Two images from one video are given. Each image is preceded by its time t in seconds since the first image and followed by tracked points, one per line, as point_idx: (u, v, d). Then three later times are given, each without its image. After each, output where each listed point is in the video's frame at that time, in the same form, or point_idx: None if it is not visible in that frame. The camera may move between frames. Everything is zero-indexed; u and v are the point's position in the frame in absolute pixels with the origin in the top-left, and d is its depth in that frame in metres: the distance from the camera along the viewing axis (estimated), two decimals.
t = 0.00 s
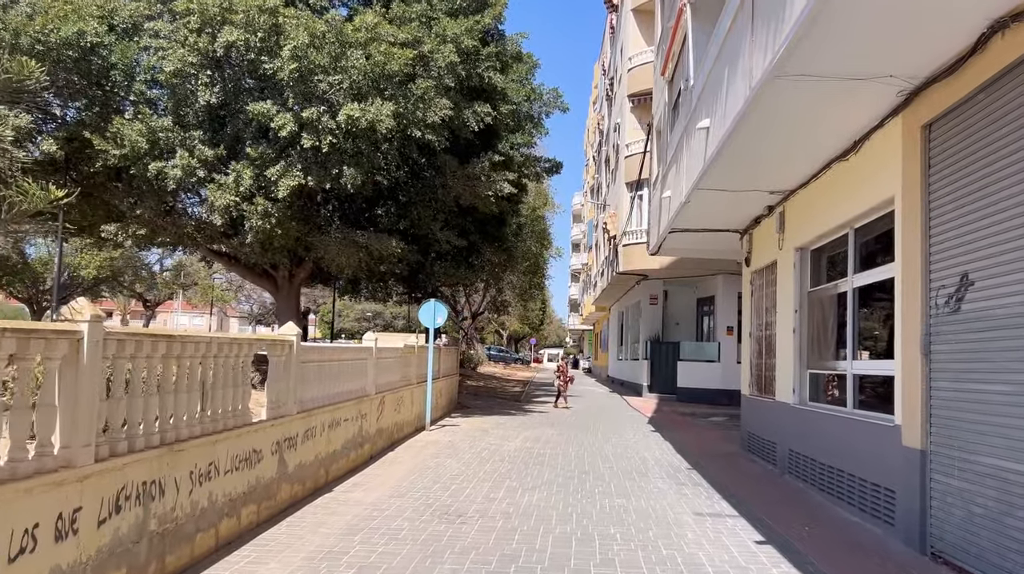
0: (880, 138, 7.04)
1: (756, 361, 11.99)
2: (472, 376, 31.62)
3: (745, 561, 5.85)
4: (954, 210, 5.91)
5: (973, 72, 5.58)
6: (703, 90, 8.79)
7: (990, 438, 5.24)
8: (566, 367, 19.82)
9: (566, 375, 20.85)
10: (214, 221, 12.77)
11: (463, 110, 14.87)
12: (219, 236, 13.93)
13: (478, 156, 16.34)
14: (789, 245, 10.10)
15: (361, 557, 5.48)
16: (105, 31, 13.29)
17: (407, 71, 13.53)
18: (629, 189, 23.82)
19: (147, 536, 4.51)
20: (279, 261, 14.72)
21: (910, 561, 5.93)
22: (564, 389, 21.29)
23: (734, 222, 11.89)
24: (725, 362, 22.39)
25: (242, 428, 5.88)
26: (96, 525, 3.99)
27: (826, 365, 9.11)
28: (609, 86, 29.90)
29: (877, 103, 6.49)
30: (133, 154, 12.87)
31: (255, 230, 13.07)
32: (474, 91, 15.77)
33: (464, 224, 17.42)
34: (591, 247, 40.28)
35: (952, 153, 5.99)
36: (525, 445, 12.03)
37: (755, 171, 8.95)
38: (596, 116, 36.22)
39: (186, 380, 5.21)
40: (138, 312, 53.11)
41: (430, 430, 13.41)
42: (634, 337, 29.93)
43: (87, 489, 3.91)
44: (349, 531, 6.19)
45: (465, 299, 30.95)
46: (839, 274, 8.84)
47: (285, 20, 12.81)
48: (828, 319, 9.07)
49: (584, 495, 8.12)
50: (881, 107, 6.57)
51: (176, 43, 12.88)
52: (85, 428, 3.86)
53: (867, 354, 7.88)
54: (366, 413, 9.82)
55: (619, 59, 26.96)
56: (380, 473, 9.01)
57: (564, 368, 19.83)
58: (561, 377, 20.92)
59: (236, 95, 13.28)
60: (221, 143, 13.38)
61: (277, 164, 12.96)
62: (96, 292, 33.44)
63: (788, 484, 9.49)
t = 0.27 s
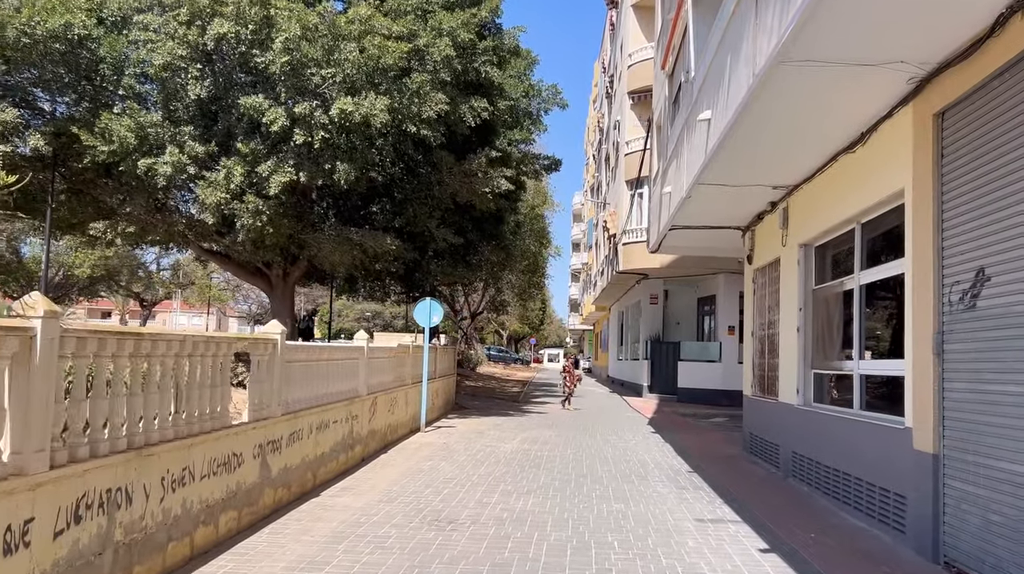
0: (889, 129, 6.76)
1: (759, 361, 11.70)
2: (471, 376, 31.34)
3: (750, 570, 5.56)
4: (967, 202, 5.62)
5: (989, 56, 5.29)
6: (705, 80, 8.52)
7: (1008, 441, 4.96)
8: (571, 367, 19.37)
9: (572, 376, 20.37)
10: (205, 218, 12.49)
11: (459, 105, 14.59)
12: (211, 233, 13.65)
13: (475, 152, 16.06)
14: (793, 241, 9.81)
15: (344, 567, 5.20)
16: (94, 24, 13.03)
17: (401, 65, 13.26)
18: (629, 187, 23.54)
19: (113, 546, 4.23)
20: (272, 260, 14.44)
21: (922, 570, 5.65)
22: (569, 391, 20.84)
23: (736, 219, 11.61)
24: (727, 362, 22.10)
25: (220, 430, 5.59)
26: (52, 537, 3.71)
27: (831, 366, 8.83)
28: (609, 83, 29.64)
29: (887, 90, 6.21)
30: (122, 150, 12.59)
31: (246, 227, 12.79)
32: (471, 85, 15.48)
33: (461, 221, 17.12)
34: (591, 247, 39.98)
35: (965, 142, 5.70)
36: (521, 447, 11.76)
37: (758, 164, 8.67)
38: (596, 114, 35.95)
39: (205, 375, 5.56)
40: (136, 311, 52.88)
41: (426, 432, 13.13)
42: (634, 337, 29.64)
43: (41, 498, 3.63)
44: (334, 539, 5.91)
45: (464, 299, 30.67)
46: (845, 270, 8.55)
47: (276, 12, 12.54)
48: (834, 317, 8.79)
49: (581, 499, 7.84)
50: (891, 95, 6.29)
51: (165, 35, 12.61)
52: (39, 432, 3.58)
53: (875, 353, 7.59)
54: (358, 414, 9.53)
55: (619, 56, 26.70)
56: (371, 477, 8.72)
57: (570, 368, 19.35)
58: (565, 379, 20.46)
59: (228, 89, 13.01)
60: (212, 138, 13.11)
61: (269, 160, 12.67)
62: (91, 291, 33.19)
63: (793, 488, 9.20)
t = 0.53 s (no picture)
0: (902, 118, 6.46)
1: (762, 362, 11.40)
2: (470, 377, 31.03)
3: None
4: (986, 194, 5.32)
5: (1009, 39, 4.99)
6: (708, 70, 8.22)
7: None
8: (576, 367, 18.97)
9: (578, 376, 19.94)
10: (195, 215, 12.18)
11: (456, 100, 14.28)
12: (203, 231, 13.34)
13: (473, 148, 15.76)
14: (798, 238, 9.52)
15: None
16: (82, 16, 12.72)
17: (396, 58, 12.96)
18: (630, 185, 23.24)
19: (73, 562, 3.93)
20: (264, 258, 14.13)
21: None
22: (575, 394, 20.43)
23: (740, 215, 11.31)
24: (728, 362, 21.81)
25: (197, 435, 5.29)
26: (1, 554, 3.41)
27: (839, 366, 8.53)
28: (609, 80, 29.35)
29: (899, 77, 5.91)
30: (111, 146, 12.27)
31: (237, 225, 12.48)
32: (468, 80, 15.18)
33: (459, 219, 16.81)
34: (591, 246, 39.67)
35: (983, 131, 5.40)
36: (519, 449, 11.45)
37: (764, 157, 8.38)
38: (597, 113, 35.67)
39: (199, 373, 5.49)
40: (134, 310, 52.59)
41: (421, 434, 12.83)
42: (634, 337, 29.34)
43: None
44: (318, 549, 5.62)
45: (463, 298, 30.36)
46: (853, 267, 8.25)
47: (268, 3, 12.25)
48: (842, 317, 8.48)
49: (578, 506, 7.54)
50: (904, 82, 5.99)
51: (154, 27, 12.30)
52: None
53: (886, 354, 7.28)
54: (349, 416, 9.23)
55: (620, 53, 26.43)
56: (362, 481, 8.43)
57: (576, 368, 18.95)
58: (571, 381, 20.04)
59: (219, 83, 12.71)
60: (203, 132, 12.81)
61: (260, 156, 12.34)
62: (87, 290, 32.89)
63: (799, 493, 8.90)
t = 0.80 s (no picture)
0: (916, 107, 6.16)
1: (766, 362, 11.10)
2: (468, 378, 30.71)
3: None
4: (1007, 185, 5.01)
5: None
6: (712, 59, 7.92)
7: None
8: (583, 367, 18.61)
9: (585, 378, 19.58)
10: (185, 212, 11.88)
11: (453, 95, 13.98)
12: (193, 229, 13.04)
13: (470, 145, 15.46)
14: (804, 235, 9.21)
15: None
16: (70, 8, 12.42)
17: (392, 51, 12.66)
18: (631, 183, 22.95)
19: None
20: (257, 257, 13.84)
21: None
22: (582, 396, 20.07)
23: (744, 212, 11.01)
24: (730, 363, 21.52)
25: (171, 440, 5.00)
26: None
27: (848, 367, 8.23)
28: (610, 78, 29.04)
29: (914, 63, 5.61)
30: (99, 142, 11.97)
31: (229, 222, 12.17)
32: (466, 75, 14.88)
33: (456, 217, 16.50)
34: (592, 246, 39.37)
35: (1003, 118, 5.09)
36: (517, 452, 11.15)
37: (769, 149, 8.08)
38: (598, 111, 35.36)
39: (188, 372, 5.60)
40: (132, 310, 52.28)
41: (417, 436, 12.53)
42: (635, 338, 29.02)
43: None
44: (301, 561, 5.33)
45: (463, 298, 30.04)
46: (862, 265, 7.94)
47: None
48: (850, 316, 8.19)
49: (577, 512, 7.26)
50: (919, 68, 5.69)
51: (143, 20, 12.00)
52: None
53: (898, 354, 6.98)
54: (340, 419, 8.94)
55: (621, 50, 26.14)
56: (353, 487, 8.14)
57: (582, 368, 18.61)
58: (578, 383, 19.67)
59: (210, 77, 12.42)
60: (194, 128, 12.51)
61: (252, 152, 12.02)
62: (83, 290, 32.58)
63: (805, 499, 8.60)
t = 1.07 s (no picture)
0: (932, 95, 5.86)
1: (771, 363, 10.80)
2: (468, 378, 30.40)
3: None
4: None
5: None
6: (717, 48, 7.62)
7: None
8: (590, 368, 18.23)
9: (593, 379, 19.17)
10: (176, 209, 11.59)
11: (451, 90, 13.66)
12: (185, 227, 12.76)
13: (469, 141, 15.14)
14: (811, 231, 8.91)
15: None
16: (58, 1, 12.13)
17: (387, 44, 12.36)
18: (632, 181, 22.63)
19: None
20: (250, 255, 13.55)
21: None
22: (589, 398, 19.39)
23: (749, 208, 10.71)
24: (733, 363, 21.21)
25: (145, 447, 4.71)
26: None
27: (858, 368, 7.92)
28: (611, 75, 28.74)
29: (930, 47, 5.32)
30: (88, 137, 11.70)
31: (221, 219, 11.89)
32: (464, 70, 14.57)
33: (455, 215, 16.18)
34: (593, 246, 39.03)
35: None
36: (515, 456, 10.85)
37: (776, 142, 7.78)
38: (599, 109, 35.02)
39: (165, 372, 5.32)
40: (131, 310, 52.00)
41: (413, 438, 12.23)
42: (636, 338, 28.71)
43: None
44: None
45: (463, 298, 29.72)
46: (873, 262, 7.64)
47: None
48: (859, 316, 7.89)
49: (576, 520, 6.98)
50: (937, 53, 5.40)
51: (132, 12, 11.71)
52: None
53: (911, 355, 6.68)
54: (332, 422, 8.65)
55: (622, 47, 25.82)
56: (343, 492, 7.85)
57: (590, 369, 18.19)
58: (586, 384, 19.13)
59: (201, 71, 12.12)
60: (185, 123, 12.22)
61: (244, 147, 11.71)
62: (79, 290, 32.31)
63: (813, 505, 8.31)
